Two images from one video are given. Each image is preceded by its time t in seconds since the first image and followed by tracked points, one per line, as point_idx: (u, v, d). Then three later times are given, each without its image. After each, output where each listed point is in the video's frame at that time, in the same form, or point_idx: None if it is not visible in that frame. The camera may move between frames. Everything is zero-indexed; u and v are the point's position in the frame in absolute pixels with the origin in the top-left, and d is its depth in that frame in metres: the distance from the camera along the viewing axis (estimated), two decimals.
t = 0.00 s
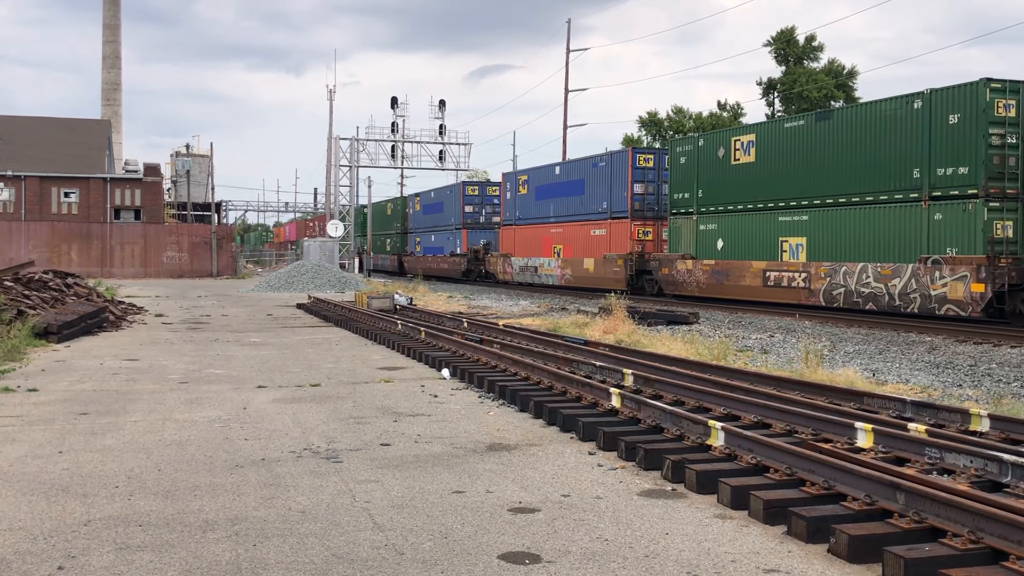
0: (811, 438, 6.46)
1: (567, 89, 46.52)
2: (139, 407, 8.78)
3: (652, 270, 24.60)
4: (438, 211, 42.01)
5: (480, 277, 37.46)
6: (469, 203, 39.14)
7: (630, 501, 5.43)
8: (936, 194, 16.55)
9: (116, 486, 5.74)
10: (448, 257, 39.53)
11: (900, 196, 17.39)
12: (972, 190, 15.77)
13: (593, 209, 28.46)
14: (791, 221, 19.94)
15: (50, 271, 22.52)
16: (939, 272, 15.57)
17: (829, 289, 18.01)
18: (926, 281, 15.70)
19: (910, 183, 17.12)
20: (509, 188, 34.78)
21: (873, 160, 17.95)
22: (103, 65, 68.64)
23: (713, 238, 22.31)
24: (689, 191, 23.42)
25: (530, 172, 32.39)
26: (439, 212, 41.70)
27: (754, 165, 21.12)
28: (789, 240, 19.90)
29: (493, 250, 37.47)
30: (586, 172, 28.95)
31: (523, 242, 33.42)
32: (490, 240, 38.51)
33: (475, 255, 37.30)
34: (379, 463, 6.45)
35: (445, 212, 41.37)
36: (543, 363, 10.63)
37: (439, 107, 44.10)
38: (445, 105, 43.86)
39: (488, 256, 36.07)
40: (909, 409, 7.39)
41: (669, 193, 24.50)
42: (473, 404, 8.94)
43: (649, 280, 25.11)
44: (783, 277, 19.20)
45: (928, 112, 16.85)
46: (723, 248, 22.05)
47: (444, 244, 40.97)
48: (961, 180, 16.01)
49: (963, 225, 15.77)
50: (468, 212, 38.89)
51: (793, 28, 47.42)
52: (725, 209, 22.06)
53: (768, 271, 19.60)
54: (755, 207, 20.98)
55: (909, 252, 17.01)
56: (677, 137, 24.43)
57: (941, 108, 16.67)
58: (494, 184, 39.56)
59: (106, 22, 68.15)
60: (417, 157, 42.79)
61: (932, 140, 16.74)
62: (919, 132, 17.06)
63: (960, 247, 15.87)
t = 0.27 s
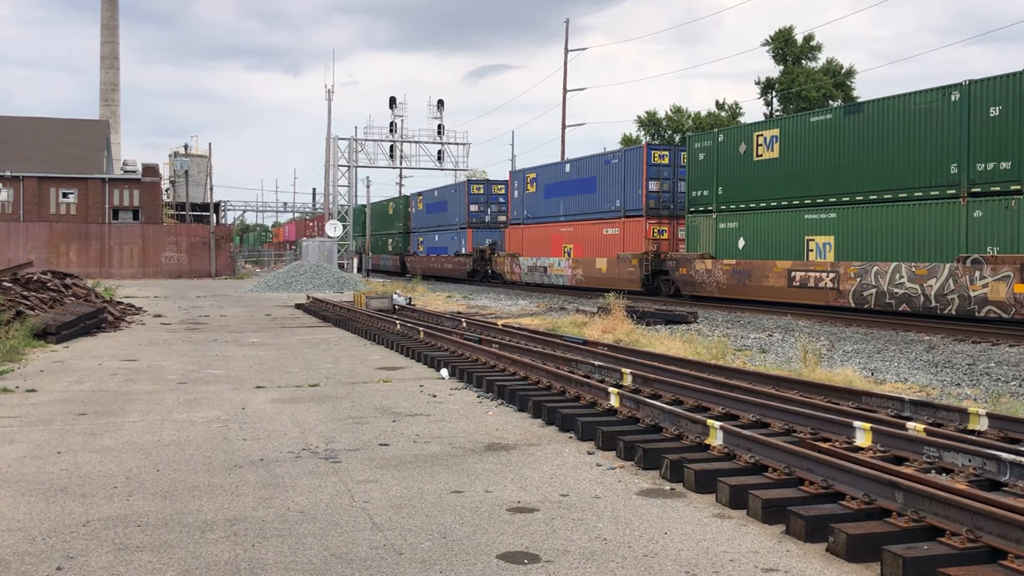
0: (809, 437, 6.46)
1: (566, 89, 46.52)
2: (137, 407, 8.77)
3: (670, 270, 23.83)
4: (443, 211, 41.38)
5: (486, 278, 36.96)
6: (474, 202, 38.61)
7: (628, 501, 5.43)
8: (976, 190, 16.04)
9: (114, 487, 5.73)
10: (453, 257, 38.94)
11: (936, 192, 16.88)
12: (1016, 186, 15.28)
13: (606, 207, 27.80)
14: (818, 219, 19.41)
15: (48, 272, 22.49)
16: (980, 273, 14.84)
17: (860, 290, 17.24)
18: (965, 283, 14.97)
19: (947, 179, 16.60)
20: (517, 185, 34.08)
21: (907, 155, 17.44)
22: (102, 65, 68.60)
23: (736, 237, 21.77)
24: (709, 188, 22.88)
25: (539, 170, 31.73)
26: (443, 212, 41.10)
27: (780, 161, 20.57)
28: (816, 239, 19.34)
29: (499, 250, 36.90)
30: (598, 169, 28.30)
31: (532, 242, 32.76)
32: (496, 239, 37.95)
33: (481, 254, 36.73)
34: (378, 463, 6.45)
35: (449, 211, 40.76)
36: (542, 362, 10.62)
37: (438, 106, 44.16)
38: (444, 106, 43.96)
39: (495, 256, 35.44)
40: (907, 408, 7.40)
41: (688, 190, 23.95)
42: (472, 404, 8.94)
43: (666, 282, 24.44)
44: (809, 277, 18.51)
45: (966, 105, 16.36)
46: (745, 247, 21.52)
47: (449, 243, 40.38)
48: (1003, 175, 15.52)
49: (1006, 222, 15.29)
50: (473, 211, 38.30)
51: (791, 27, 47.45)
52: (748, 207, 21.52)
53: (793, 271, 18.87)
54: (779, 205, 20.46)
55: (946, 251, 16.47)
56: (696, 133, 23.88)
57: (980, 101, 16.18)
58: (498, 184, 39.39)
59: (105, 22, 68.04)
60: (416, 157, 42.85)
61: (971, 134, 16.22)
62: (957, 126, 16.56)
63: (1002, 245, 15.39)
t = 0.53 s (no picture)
0: (807, 437, 6.46)
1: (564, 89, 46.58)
2: (135, 408, 8.76)
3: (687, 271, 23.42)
4: (448, 210, 40.77)
5: (491, 278, 36.44)
6: (480, 201, 38.19)
7: (626, 501, 5.43)
8: (1017, 187, 15.51)
9: (112, 487, 5.72)
10: (458, 258, 38.34)
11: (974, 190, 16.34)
12: None
13: (619, 206, 27.20)
14: (846, 217, 18.88)
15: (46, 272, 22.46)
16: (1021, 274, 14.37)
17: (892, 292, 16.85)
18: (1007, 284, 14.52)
19: (986, 176, 16.09)
20: (525, 184, 33.42)
21: (944, 152, 16.90)
22: (99, 65, 68.52)
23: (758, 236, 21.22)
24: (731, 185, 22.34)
25: (550, 168, 31.14)
26: (447, 211, 40.57)
27: (806, 157, 20.03)
28: (843, 239, 18.81)
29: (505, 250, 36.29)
30: (611, 167, 27.71)
31: (540, 242, 32.13)
32: (501, 240, 37.27)
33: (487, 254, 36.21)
34: (375, 463, 6.45)
35: (454, 211, 40.12)
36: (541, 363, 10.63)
37: (436, 106, 44.19)
38: (442, 106, 44.01)
39: (502, 257, 34.84)
40: (905, 408, 7.41)
41: (706, 189, 23.44)
42: (470, 404, 8.94)
43: (683, 283, 23.96)
44: (838, 278, 18.09)
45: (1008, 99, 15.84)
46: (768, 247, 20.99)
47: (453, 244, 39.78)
48: None
49: None
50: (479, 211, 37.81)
51: (789, 27, 47.51)
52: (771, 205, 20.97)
53: (820, 272, 18.41)
54: (804, 203, 19.93)
55: (985, 250, 15.90)
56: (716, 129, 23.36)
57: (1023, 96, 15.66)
58: (504, 183, 38.91)
59: (103, 22, 67.93)
60: (414, 157, 42.90)
61: (1012, 128, 15.69)
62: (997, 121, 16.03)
63: None
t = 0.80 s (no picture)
0: (805, 439, 6.46)
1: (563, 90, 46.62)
2: (133, 409, 8.75)
3: (706, 273, 22.61)
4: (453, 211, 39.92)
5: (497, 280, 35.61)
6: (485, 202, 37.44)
7: (624, 502, 5.43)
8: None
9: (109, 488, 5.71)
10: (462, 259, 37.51)
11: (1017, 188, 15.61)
12: None
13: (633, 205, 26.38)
14: (877, 217, 18.20)
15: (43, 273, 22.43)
16: None
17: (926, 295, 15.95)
18: None
19: None
20: (534, 184, 32.57)
21: (986, 148, 16.18)
22: (97, 65, 68.47)
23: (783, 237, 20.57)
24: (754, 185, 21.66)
25: (561, 169, 30.43)
26: (451, 212, 39.76)
27: (832, 155, 19.42)
28: (874, 240, 18.16)
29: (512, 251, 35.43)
30: (625, 165, 26.85)
31: (550, 243, 31.24)
32: (507, 240, 36.71)
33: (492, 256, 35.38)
34: (372, 464, 6.45)
35: (459, 211, 39.28)
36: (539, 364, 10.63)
37: (434, 107, 44.14)
38: (440, 107, 43.98)
39: (508, 258, 33.92)
40: (903, 410, 7.43)
41: (727, 188, 22.89)
42: (467, 405, 8.93)
43: (700, 286, 23.16)
44: (867, 281, 17.11)
45: None
46: (793, 248, 20.32)
47: (458, 244, 38.95)
48: None
49: None
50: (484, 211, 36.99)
51: (787, 29, 47.63)
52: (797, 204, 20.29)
53: (848, 273, 17.48)
54: (832, 203, 19.26)
55: None
56: (737, 126, 22.80)
57: None
58: (510, 183, 38.18)
59: (100, 23, 67.87)
60: (412, 158, 42.82)
61: None
62: None
63: None
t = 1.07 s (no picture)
0: (804, 441, 6.47)
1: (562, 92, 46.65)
2: (132, 410, 8.75)
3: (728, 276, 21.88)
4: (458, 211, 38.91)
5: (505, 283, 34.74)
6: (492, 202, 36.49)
7: (623, 505, 5.43)
8: None
9: (108, 489, 5.71)
10: (468, 260, 36.48)
11: None
12: None
13: (648, 206, 25.39)
14: (912, 218, 17.23)
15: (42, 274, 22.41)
16: None
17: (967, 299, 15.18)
18: None
19: None
20: (543, 183, 31.46)
21: None
22: (97, 66, 68.51)
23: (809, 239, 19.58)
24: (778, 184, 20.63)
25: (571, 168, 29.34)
26: (457, 212, 38.80)
27: (862, 153, 18.41)
28: (908, 242, 17.19)
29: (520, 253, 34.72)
30: (639, 165, 25.95)
31: (559, 244, 30.18)
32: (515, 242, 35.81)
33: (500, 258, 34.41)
34: (371, 465, 6.45)
35: (464, 211, 38.30)
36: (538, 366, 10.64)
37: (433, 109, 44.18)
38: (440, 109, 44.02)
39: (517, 259, 32.98)
40: (902, 412, 7.44)
41: (749, 188, 21.76)
42: (467, 407, 8.94)
43: (720, 288, 22.50)
44: (902, 285, 16.35)
45: None
46: (821, 250, 19.35)
47: (463, 246, 38.00)
48: None
49: None
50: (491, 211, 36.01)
51: (786, 32, 47.71)
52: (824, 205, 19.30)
53: (881, 277, 16.77)
54: (863, 203, 18.27)
55: None
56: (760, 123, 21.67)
57: None
58: (518, 183, 37.18)
59: (101, 24, 67.90)
60: (412, 160, 42.86)
61: None
62: None
63: None
